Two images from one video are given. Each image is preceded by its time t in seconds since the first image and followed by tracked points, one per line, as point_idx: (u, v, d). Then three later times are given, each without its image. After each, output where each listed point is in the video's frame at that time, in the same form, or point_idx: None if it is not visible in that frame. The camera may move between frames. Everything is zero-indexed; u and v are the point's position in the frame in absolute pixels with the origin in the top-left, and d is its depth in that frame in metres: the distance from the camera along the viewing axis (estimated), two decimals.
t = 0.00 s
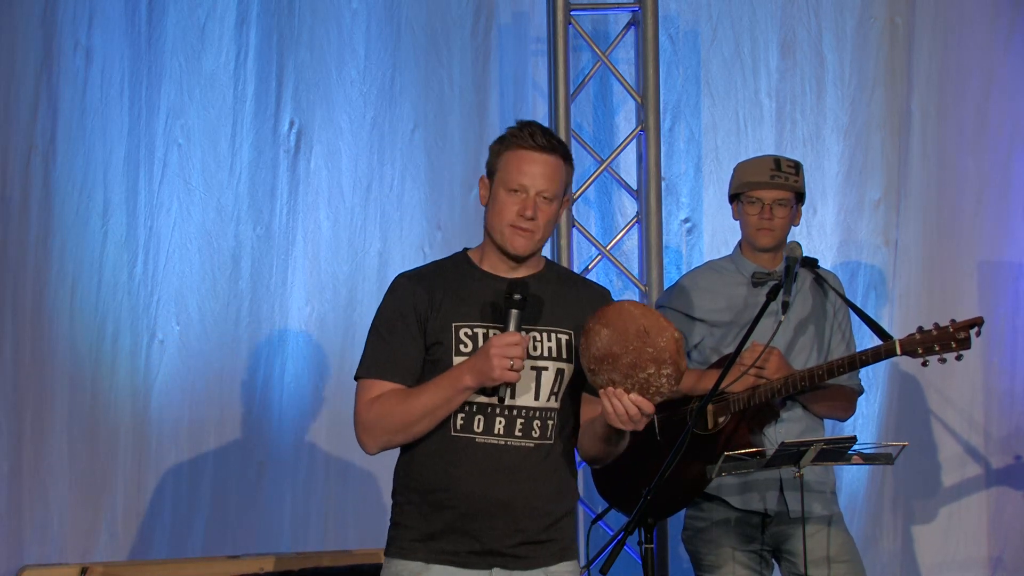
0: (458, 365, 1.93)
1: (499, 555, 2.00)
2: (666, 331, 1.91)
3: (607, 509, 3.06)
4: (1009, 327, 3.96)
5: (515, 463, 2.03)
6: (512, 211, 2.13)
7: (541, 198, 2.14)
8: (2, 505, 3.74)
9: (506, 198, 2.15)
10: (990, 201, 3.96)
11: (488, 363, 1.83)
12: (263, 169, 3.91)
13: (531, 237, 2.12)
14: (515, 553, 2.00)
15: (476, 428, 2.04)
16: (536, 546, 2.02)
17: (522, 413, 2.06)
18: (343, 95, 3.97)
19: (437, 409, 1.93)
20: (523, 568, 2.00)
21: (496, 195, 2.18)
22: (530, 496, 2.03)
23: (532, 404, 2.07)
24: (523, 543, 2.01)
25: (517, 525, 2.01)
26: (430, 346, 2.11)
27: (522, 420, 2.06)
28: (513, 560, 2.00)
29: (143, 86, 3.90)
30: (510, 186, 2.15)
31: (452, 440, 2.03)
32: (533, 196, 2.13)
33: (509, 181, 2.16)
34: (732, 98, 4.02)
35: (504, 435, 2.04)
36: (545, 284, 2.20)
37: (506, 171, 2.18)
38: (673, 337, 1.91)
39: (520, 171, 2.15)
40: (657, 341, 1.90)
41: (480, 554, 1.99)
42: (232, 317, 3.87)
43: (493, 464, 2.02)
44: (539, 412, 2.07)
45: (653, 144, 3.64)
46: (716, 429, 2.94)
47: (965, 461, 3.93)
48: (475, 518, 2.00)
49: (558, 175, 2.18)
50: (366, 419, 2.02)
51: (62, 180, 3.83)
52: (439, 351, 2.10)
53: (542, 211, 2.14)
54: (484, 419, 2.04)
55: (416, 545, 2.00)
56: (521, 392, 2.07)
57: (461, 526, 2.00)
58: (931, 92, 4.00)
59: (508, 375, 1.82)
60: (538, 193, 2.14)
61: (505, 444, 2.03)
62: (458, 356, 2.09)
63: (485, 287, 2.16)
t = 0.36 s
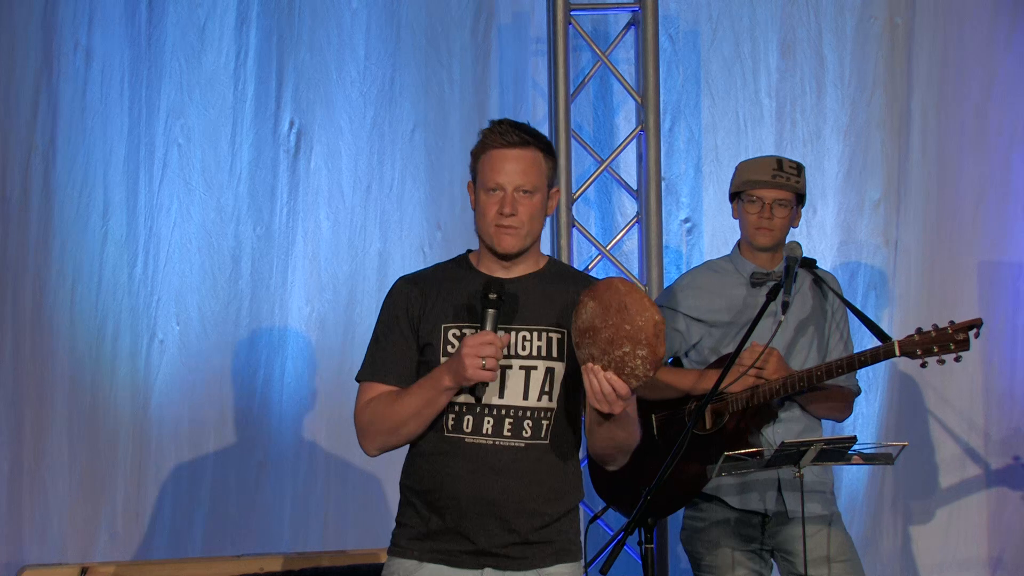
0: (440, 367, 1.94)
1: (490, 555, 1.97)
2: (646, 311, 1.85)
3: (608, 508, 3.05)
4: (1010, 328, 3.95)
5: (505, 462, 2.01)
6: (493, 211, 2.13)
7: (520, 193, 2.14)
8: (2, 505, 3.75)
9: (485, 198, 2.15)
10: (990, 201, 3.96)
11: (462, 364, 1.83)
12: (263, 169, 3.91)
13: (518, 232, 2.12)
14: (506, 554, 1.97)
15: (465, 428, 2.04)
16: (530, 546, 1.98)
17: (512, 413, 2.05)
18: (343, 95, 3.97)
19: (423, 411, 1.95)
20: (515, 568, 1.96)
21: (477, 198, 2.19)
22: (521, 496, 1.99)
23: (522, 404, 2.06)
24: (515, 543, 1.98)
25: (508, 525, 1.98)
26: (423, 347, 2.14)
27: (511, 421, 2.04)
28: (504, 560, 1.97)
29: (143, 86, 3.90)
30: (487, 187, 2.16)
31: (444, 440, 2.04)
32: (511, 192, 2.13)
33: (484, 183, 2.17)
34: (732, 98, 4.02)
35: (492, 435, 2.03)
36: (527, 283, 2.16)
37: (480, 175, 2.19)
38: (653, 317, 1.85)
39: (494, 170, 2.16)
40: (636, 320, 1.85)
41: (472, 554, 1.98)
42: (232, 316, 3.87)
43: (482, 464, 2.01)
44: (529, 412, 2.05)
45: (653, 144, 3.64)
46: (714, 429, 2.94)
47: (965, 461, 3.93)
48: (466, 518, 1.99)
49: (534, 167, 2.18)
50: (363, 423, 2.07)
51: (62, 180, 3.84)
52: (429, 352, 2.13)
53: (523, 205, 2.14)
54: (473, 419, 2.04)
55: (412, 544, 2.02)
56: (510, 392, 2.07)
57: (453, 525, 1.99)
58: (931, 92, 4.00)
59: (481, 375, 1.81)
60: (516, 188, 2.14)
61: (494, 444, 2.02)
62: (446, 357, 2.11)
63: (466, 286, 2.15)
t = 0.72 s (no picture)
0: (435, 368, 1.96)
1: (488, 555, 1.97)
2: (632, 259, 1.85)
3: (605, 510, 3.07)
4: (1010, 328, 3.95)
5: (504, 460, 2.01)
6: (490, 216, 2.11)
7: (516, 197, 2.11)
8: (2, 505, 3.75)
9: (482, 204, 2.13)
10: (990, 201, 3.96)
11: (455, 363, 1.84)
12: (263, 169, 3.91)
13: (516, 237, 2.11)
14: (504, 553, 1.97)
15: (464, 426, 2.05)
16: (528, 546, 1.98)
17: (509, 410, 2.06)
18: (343, 96, 3.97)
19: (420, 412, 1.97)
20: (512, 568, 1.96)
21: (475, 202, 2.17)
22: (519, 494, 1.99)
23: (519, 401, 2.07)
24: (512, 542, 1.97)
25: (506, 523, 1.98)
26: (423, 346, 2.15)
27: (509, 418, 2.05)
28: (502, 560, 1.97)
29: (143, 86, 3.90)
30: (483, 191, 2.13)
31: (443, 439, 2.06)
32: (507, 197, 2.10)
33: (480, 186, 2.14)
34: (732, 98, 4.02)
35: (491, 433, 2.04)
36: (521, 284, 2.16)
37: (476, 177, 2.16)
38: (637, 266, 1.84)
39: (489, 174, 2.13)
40: (620, 268, 1.85)
41: (469, 553, 1.98)
42: (232, 316, 3.87)
43: (480, 462, 2.01)
44: (527, 408, 2.06)
45: (653, 144, 3.64)
46: (714, 428, 2.94)
47: (965, 461, 3.93)
48: (464, 517, 1.99)
49: (531, 168, 2.15)
50: (365, 425, 2.09)
51: (62, 180, 3.84)
52: (429, 351, 2.14)
53: (520, 209, 2.11)
54: (472, 417, 2.06)
55: (411, 543, 2.03)
56: (507, 390, 2.08)
57: (451, 524, 2.00)
58: (931, 92, 4.00)
59: (474, 373, 1.82)
60: (512, 193, 2.11)
61: (492, 442, 2.03)
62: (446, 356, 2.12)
63: (459, 285, 2.18)
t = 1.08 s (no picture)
0: (419, 370, 1.96)
1: (472, 557, 1.99)
2: (621, 315, 1.79)
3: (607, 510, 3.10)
4: (1010, 328, 3.95)
5: (486, 463, 2.02)
6: (472, 214, 2.12)
7: (497, 194, 2.12)
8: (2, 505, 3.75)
9: (464, 203, 2.14)
10: (990, 200, 3.96)
11: (435, 367, 1.84)
12: (263, 169, 3.91)
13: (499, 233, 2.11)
14: (489, 555, 1.98)
15: (449, 428, 2.06)
16: (512, 548, 1.99)
17: (494, 413, 2.06)
18: (343, 96, 3.97)
19: (405, 413, 1.98)
20: (496, 570, 1.97)
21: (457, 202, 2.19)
22: (504, 497, 2.00)
23: (504, 404, 2.07)
24: (498, 545, 1.99)
25: (491, 526, 1.99)
26: (411, 347, 2.18)
27: (494, 421, 2.05)
28: (486, 562, 1.98)
29: (143, 86, 3.90)
30: (465, 191, 2.15)
31: (428, 441, 2.07)
32: (487, 193, 2.12)
33: (461, 186, 2.16)
34: (732, 98, 4.02)
35: (475, 435, 2.04)
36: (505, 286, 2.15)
37: (457, 178, 2.18)
38: (625, 322, 1.78)
39: (469, 173, 2.14)
40: (608, 322, 1.79)
41: (455, 555, 2.00)
42: (232, 316, 3.87)
43: (463, 465, 2.02)
44: (512, 412, 2.06)
45: (653, 144, 3.64)
46: (714, 429, 2.94)
47: (965, 461, 3.93)
48: (448, 518, 2.01)
49: (511, 165, 2.16)
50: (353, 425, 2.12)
51: (62, 180, 3.84)
52: (416, 352, 2.16)
53: (501, 205, 2.12)
54: (457, 420, 2.06)
55: (400, 542, 2.06)
56: (493, 393, 2.08)
57: (437, 526, 2.02)
58: (931, 92, 4.00)
59: (452, 378, 1.82)
60: (492, 190, 2.12)
61: (476, 444, 2.03)
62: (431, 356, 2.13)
63: (445, 289, 2.19)
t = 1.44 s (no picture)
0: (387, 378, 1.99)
1: (450, 563, 2.00)
2: (587, 324, 1.85)
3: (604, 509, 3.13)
4: (1010, 328, 3.95)
5: (459, 467, 2.05)
6: (428, 215, 2.17)
7: (452, 195, 2.17)
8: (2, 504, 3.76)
9: (419, 206, 2.19)
10: (991, 200, 3.96)
11: (407, 373, 1.87)
12: (263, 169, 3.92)
13: (456, 233, 2.16)
14: (466, 560, 2.01)
15: (419, 434, 2.08)
16: (488, 551, 2.02)
17: (464, 417, 2.09)
18: (343, 96, 3.97)
19: (373, 422, 2.01)
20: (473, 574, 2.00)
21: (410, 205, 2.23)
22: (478, 500, 2.03)
23: (473, 407, 2.10)
24: (473, 548, 2.01)
25: (466, 529, 2.02)
26: (373, 355, 2.20)
27: (464, 424, 2.08)
28: (463, 567, 2.00)
29: (143, 86, 3.90)
30: (419, 193, 2.19)
31: (397, 448, 2.09)
32: (442, 195, 2.16)
33: (414, 188, 2.20)
34: (732, 98, 4.02)
35: (446, 440, 2.07)
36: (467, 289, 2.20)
37: (410, 179, 2.22)
38: (590, 331, 1.84)
39: (422, 175, 2.18)
40: (574, 330, 1.85)
41: (431, 562, 2.01)
42: (233, 316, 3.87)
43: (436, 470, 2.05)
44: (483, 415, 2.09)
45: (653, 144, 3.64)
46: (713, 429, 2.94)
47: (965, 462, 3.93)
48: (423, 525, 2.03)
49: (463, 164, 2.21)
50: (315, 436, 2.12)
51: (62, 180, 3.84)
52: (379, 359, 2.18)
53: (456, 206, 2.17)
54: (427, 425, 2.08)
55: (371, 555, 2.05)
56: (462, 396, 2.11)
57: (411, 534, 2.03)
58: (931, 92, 4.00)
59: (425, 384, 1.85)
60: (447, 191, 2.17)
61: (448, 449, 2.06)
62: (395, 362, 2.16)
63: (409, 293, 2.22)
